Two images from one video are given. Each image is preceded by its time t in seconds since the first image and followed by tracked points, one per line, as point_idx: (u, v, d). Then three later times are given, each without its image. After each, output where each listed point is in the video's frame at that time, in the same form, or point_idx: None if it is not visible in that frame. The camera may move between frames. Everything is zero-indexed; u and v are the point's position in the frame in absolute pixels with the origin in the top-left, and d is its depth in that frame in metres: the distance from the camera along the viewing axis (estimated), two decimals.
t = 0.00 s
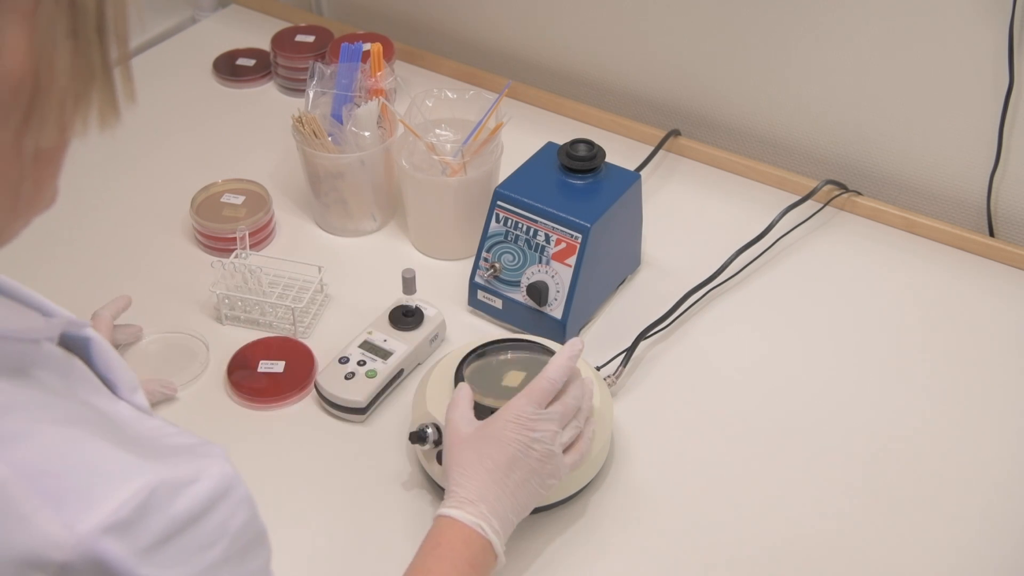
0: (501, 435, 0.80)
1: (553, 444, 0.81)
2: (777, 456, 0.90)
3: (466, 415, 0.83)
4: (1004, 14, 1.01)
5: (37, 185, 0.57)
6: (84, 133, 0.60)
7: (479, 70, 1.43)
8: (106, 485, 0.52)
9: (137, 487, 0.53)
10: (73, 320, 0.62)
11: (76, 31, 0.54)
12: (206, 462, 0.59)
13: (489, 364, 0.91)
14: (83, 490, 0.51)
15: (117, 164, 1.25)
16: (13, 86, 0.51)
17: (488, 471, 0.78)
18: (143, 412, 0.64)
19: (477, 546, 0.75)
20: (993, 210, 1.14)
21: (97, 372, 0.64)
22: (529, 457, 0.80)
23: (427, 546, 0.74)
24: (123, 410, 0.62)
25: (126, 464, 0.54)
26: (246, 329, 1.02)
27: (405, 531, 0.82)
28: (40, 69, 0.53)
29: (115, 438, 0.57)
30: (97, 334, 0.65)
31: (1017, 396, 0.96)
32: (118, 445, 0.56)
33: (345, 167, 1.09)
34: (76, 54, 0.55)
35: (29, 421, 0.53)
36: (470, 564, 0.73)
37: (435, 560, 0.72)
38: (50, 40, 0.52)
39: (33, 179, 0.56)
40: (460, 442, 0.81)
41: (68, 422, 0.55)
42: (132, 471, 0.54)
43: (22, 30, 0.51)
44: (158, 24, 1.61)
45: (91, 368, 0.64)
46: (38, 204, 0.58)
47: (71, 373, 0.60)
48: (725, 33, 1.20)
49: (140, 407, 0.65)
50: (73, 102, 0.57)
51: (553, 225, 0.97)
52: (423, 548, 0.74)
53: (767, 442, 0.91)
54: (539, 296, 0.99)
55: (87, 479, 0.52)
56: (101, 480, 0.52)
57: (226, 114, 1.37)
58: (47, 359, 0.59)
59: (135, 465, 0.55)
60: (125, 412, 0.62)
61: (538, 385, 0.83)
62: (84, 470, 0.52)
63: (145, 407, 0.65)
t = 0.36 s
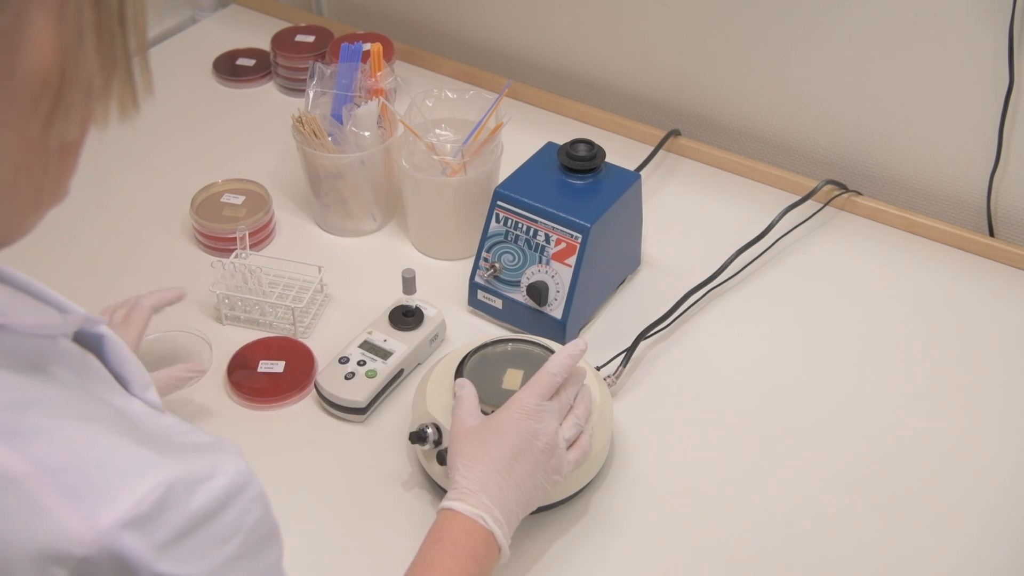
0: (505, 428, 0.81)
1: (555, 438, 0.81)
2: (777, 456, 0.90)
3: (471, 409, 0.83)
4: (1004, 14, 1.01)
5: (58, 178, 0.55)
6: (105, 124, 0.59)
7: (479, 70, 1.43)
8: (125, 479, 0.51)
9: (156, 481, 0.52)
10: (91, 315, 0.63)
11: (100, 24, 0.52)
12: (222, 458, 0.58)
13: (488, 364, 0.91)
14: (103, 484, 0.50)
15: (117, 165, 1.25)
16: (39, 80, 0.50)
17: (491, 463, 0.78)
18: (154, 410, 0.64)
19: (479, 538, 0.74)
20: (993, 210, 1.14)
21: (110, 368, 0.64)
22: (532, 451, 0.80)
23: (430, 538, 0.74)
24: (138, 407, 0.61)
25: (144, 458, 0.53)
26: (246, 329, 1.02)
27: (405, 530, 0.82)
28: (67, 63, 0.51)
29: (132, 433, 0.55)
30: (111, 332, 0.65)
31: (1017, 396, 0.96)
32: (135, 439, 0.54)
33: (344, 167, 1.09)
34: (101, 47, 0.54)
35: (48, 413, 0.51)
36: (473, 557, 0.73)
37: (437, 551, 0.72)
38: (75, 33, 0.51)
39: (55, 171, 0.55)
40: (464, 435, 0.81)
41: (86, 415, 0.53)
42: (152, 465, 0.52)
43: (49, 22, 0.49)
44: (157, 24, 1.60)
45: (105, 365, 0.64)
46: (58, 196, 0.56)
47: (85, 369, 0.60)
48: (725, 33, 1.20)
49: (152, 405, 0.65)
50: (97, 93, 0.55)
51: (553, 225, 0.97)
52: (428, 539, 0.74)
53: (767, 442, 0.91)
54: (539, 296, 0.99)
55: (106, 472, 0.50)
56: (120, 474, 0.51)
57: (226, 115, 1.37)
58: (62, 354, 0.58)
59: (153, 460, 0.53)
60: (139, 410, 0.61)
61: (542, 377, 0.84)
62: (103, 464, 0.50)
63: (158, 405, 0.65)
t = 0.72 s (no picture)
0: (507, 426, 0.81)
1: (557, 436, 0.81)
2: (777, 456, 0.90)
3: (473, 408, 0.83)
4: (1004, 13, 1.00)
5: (62, 162, 0.55)
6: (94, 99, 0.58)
7: (479, 70, 1.43)
8: (122, 484, 0.50)
9: (154, 487, 0.51)
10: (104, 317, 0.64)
11: None
12: (225, 462, 0.57)
13: (488, 365, 0.90)
14: (99, 489, 0.50)
15: (116, 166, 1.25)
16: (43, 63, 0.49)
17: (492, 462, 0.78)
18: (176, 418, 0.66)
19: (479, 536, 0.74)
20: (993, 210, 1.14)
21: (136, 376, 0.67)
22: (534, 449, 0.80)
23: (429, 537, 0.74)
24: (156, 415, 0.62)
25: (144, 462, 0.52)
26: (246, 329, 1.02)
27: (405, 531, 0.82)
28: (67, 42, 0.51)
29: (136, 434, 0.55)
30: (132, 344, 0.67)
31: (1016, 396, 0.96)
32: (138, 441, 0.54)
33: (345, 167, 1.09)
34: (91, 19, 0.54)
35: (50, 414, 0.51)
36: (472, 556, 0.72)
37: (437, 550, 0.72)
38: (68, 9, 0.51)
39: (60, 155, 0.54)
40: (466, 434, 0.81)
41: (91, 418, 0.53)
42: (151, 470, 0.52)
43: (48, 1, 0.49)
44: (158, 24, 1.60)
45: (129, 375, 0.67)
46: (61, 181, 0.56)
47: (101, 373, 0.60)
48: (725, 33, 1.20)
49: (178, 414, 0.67)
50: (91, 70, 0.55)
51: (553, 225, 0.97)
52: (427, 539, 0.74)
53: (767, 442, 0.91)
54: (539, 296, 0.99)
55: (104, 477, 0.50)
56: (117, 479, 0.50)
57: (226, 115, 1.37)
58: (77, 356, 0.58)
59: (153, 464, 0.53)
60: (156, 418, 0.62)
61: (544, 379, 0.84)
62: (101, 468, 0.50)
63: (183, 415, 0.67)
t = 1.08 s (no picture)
0: (499, 418, 0.81)
1: (554, 432, 0.81)
2: (777, 457, 0.90)
3: (469, 404, 0.84)
4: (1004, 13, 1.00)
5: (79, 149, 0.55)
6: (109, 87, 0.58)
7: (478, 70, 1.43)
8: (137, 474, 0.50)
9: (168, 478, 0.51)
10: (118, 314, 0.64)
11: None
12: (237, 455, 0.57)
13: (487, 365, 0.91)
14: (115, 479, 0.49)
15: (116, 166, 1.25)
16: (61, 53, 0.49)
17: (488, 458, 0.78)
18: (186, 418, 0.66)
19: (475, 532, 0.74)
20: (993, 210, 1.15)
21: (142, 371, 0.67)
22: (530, 444, 0.80)
23: (427, 532, 0.74)
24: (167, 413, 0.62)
25: (159, 453, 0.52)
26: (246, 329, 1.02)
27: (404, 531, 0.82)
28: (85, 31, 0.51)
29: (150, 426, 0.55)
30: (141, 342, 0.67)
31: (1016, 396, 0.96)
32: (151, 432, 0.54)
33: (345, 167, 1.09)
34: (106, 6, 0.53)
35: (67, 403, 0.50)
36: (467, 552, 0.72)
37: (433, 546, 0.72)
38: None
39: (79, 140, 0.54)
40: (462, 430, 0.82)
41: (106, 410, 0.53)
42: (165, 461, 0.52)
43: None
44: (158, 24, 1.60)
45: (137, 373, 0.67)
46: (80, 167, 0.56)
47: (114, 370, 0.60)
48: (725, 33, 1.20)
49: (186, 413, 0.67)
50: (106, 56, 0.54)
51: (553, 225, 0.97)
52: (424, 535, 0.74)
53: (767, 442, 0.91)
54: (539, 296, 0.99)
55: (119, 466, 0.50)
56: (132, 469, 0.50)
57: (226, 115, 1.36)
58: (90, 350, 0.58)
59: (167, 455, 0.53)
60: (167, 416, 0.62)
61: (538, 376, 0.85)
62: (117, 457, 0.50)
63: (191, 414, 0.68)
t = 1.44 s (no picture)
0: (401, 321, 0.84)
1: (429, 283, 0.88)
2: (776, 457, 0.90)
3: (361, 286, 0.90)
4: (1004, 14, 1.01)
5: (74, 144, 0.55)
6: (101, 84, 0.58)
7: (478, 70, 1.43)
8: (132, 458, 0.50)
9: (162, 458, 0.51)
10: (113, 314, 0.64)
11: None
12: (230, 428, 0.55)
13: (488, 363, 0.90)
14: (111, 465, 0.49)
15: (116, 166, 1.25)
16: (54, 48, 0.49)
17: (380, 323, 0.83)
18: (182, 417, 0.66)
19: (387, 399, 0.76)
20: (993, 210, 1.14)
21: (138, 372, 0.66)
22: (412, 300, 0.86)
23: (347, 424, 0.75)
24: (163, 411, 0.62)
25: (151, 436, 0.52)
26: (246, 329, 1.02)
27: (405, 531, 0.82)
28: (77, 28, 0.51)
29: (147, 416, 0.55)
30: (137, 341, 0.66)
31: (1016, 397, 0.96)
32: (145, 419, 0.54)
33: (344, 167, 1.09)
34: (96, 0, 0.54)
35: (59, 397, 0.50)
36: (393, 425, 0.74)
37: (354, 431, 0.73)
38: None
39: (74, 137, 0.54)
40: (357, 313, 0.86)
41: (102, 402, 0.53)
42: (159, 443, 0.51)
43: None
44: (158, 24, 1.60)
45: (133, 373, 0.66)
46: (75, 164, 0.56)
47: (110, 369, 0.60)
48: (725, 33, 1.20)
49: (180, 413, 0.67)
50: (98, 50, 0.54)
51: (553, 225, 0.97)
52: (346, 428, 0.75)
53: (767, 442, 0.91)
54: (539, 296, 0.99)
55: (114, 452, 0.50)
56: (127, 454, 0.50)
57: (226, 115, 1.37)
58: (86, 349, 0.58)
59: (160, 437, 0.52)
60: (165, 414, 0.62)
61: (402, 243, 0.91)
62: (111, 444, 0.50)
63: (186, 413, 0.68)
